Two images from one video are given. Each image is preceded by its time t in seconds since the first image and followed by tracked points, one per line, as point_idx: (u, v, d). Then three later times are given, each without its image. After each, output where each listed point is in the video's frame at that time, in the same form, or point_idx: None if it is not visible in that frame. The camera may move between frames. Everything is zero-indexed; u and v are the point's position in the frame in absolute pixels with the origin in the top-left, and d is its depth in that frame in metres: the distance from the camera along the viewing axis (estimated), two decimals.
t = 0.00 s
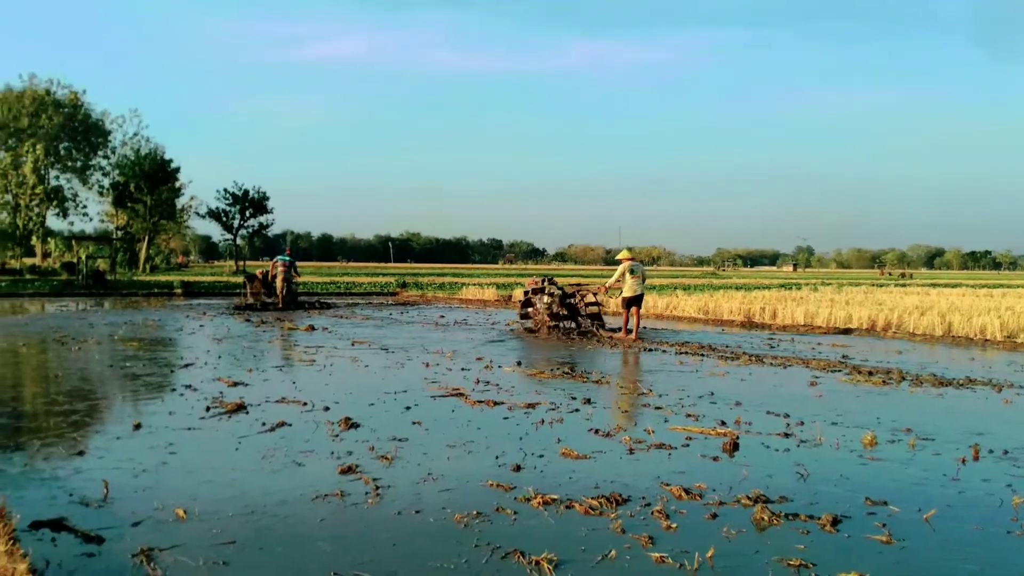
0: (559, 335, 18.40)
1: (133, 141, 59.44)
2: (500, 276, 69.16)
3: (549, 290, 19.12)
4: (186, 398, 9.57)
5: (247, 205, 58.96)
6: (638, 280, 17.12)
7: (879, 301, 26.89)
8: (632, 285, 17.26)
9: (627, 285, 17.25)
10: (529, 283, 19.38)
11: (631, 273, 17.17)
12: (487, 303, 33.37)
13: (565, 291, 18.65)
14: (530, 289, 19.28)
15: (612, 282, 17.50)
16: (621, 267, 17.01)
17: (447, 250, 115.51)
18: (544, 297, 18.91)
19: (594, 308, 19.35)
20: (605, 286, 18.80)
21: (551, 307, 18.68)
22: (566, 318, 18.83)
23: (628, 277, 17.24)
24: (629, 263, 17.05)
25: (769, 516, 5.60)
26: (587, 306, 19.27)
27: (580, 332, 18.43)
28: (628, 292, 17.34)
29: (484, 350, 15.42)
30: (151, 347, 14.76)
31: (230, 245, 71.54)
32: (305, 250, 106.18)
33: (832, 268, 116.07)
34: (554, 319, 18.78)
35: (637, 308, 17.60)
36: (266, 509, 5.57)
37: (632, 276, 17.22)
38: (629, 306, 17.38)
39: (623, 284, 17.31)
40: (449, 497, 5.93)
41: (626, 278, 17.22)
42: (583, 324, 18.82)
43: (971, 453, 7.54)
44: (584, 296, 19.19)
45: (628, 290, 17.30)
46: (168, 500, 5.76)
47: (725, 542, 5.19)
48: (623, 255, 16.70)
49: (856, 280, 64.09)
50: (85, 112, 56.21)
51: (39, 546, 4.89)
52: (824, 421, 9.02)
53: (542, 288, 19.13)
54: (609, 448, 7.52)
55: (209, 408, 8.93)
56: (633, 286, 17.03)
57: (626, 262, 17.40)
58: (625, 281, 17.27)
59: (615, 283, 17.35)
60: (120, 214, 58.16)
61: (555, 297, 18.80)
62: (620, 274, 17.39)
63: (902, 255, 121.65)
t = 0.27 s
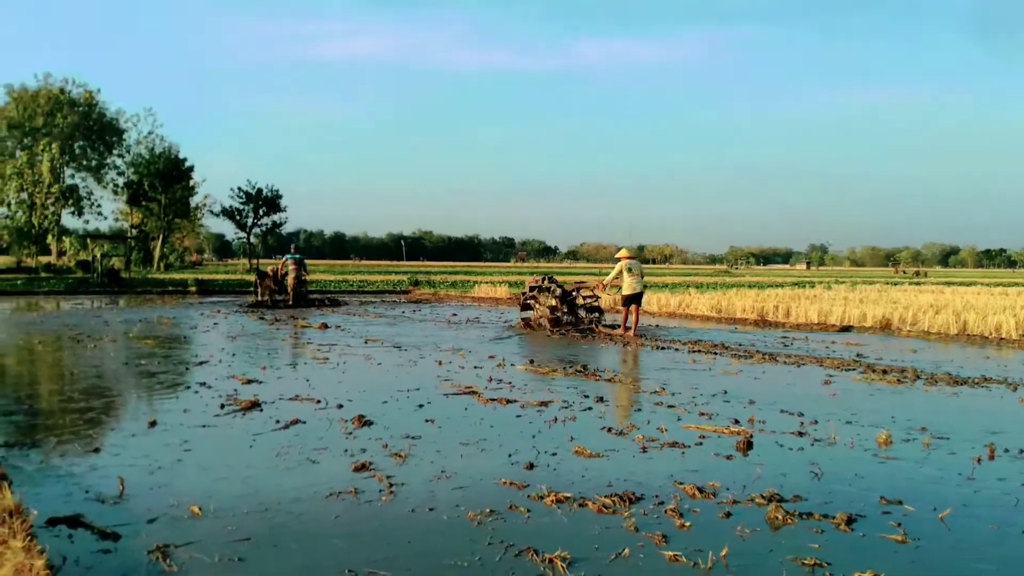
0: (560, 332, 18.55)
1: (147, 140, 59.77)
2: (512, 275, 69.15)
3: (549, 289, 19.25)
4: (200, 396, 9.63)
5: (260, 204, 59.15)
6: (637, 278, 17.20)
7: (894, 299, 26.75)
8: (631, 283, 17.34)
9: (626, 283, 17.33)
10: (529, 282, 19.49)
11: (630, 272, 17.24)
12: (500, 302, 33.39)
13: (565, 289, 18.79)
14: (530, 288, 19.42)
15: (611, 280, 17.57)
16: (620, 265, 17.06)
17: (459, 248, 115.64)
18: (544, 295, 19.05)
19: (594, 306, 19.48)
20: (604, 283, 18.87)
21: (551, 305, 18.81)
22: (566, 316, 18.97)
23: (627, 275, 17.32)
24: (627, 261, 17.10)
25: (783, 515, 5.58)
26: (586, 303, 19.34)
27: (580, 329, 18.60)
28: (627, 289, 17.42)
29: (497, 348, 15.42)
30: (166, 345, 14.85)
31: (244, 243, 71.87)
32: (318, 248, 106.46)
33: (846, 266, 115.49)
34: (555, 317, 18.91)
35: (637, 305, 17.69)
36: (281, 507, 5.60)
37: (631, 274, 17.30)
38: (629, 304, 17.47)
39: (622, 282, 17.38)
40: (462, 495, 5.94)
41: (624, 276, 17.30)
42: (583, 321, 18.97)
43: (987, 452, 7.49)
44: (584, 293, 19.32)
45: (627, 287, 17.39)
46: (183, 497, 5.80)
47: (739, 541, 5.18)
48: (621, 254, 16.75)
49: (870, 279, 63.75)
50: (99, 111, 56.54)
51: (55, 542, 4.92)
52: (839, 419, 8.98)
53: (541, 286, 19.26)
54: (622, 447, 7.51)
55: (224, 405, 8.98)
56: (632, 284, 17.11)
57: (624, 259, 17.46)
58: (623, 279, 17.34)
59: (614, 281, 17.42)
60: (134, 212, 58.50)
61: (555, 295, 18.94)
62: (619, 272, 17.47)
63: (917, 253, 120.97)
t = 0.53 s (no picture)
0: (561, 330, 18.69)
1: (161, 140, 60.08)
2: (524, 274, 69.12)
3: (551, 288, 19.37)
4: (214, 394, 9.67)
5: (273, 203, 59.35)
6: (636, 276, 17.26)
7: (907, 298, 26.60)
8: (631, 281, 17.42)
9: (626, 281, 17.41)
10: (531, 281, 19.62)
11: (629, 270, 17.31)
12: (512, 301, 33.40)
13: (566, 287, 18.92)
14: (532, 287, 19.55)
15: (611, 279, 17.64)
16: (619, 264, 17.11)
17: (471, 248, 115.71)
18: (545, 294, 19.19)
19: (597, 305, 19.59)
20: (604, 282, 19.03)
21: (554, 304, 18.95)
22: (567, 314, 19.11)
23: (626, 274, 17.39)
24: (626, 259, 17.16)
25: (796, 516, 5.56)
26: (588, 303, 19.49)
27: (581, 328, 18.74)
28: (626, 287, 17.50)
29: (510, 347, 15.42)
30: (180, 344, 14.94)
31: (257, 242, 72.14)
32: (330, 247, 106.72)
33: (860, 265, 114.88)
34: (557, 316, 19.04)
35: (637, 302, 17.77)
36: (293, 505, 5.61)
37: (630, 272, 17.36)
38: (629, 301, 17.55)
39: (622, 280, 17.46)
40: (475, 494, 5.94)
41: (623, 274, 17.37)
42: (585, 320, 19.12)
43: (1002, 452, 7.43)
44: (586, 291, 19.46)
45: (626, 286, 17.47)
46: (197, 495, 5.82)
47: (752, 541, 5.16)
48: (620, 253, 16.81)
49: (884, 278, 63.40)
50: (112, 111, 56.88)
51: (70, 540, 4.95)
52: (853, 419, 8.93)
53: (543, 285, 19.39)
54: (635, 446, 7.50)
55: (238, 404, 9.02)
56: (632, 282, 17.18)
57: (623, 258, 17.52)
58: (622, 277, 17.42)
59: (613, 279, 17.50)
60: (148, 212, 58.81)
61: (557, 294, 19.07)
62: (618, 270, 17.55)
63: (931, 251, 120.28)
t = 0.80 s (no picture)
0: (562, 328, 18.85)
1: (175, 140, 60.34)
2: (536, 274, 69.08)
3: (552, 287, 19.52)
4: (228, 393, 9.72)
5: (286, 203, 59.51)
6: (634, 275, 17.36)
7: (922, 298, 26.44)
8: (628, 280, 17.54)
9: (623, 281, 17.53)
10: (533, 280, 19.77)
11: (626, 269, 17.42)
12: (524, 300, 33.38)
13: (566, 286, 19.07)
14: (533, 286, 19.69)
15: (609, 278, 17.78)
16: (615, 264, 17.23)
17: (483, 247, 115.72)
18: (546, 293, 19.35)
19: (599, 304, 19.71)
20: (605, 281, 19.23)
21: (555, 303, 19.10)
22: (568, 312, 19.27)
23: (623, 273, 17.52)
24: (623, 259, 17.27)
25: (809, 517, 5.54)
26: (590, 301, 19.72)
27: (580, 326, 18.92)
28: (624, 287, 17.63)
29: (522, 347, 15.41)
30: (194, 343, 15.00)
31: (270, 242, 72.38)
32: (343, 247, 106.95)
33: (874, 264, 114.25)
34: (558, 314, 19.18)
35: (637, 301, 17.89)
36: (305, 504, 5.62)
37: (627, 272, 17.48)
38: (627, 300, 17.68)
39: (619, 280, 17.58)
40: (486, 494, 5.94)
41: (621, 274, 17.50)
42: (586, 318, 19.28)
43: (1017, 453, 7.38)
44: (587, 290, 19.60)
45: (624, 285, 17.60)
46: (211, 494, 5.85)
47: (765, 542, 5.15)
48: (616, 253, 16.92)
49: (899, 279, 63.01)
50: (126, 111, 57.16)
51: (84, 539, 4.98)
52: (866, 420, 8.89)
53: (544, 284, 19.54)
54: (647, 446, 7.49)
55: (251, 403, 9.06)
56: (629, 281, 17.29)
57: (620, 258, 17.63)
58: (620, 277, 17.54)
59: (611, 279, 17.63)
60: (162, 211, 59.09)
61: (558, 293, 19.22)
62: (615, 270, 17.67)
63: (946, 251, 119.50)
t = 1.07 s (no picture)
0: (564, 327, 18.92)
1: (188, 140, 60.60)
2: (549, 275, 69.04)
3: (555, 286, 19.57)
4: (240, 393, 9.76)
5: (298, 203, 59.69)
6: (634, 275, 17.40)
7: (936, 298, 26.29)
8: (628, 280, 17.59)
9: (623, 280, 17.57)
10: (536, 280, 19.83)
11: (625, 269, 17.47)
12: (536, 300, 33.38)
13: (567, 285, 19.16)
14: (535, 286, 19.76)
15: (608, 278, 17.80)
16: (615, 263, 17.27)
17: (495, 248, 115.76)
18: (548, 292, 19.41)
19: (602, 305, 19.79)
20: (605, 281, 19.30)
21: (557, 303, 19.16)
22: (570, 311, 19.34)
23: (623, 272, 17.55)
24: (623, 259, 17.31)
25: (822, 518, 5.51)
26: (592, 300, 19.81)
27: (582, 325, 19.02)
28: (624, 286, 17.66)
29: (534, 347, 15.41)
30: (208, 343, 15.08)
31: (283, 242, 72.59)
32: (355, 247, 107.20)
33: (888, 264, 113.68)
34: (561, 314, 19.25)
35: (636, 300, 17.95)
36: (317, 504, 5.64)
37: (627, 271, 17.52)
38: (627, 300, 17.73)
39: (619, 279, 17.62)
40: (498, 494, 5.94)
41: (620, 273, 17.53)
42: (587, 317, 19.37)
43: None
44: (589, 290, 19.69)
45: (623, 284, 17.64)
46: (223, 493, 5.87)
47: (777, 543, 5.13)
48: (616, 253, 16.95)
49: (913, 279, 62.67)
50: (140, 112, 57.44)
51: (98, 537, 5.00)
52: (879, 421, 8.85)
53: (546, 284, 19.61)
54: (659, 447, 7.47)
55: (263, 403, 9.09)
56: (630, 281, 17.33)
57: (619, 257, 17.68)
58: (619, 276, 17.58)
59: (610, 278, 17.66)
60: (176, 212, 59.38)
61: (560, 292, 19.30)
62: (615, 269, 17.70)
63: (960, 251, 118.82)
